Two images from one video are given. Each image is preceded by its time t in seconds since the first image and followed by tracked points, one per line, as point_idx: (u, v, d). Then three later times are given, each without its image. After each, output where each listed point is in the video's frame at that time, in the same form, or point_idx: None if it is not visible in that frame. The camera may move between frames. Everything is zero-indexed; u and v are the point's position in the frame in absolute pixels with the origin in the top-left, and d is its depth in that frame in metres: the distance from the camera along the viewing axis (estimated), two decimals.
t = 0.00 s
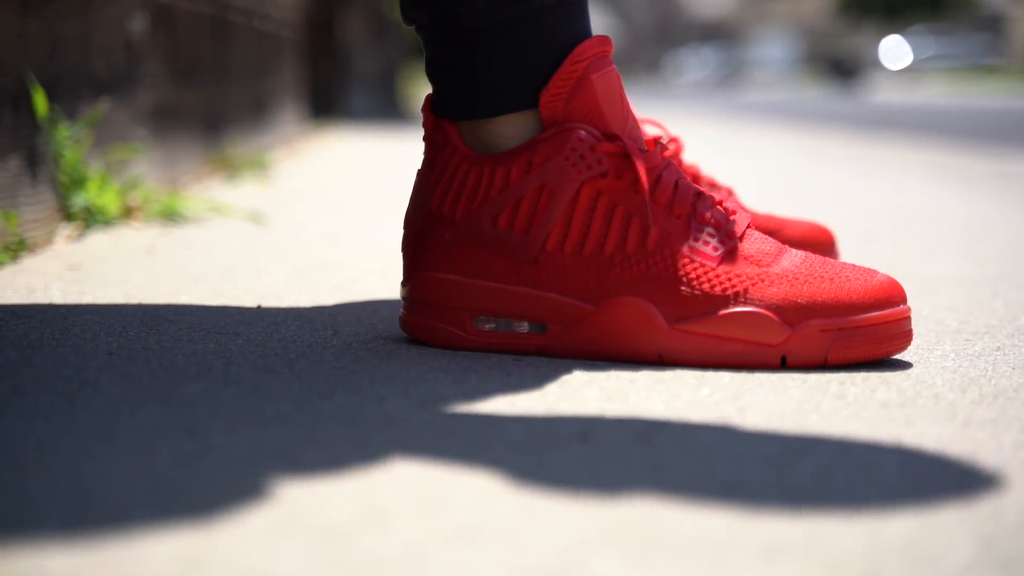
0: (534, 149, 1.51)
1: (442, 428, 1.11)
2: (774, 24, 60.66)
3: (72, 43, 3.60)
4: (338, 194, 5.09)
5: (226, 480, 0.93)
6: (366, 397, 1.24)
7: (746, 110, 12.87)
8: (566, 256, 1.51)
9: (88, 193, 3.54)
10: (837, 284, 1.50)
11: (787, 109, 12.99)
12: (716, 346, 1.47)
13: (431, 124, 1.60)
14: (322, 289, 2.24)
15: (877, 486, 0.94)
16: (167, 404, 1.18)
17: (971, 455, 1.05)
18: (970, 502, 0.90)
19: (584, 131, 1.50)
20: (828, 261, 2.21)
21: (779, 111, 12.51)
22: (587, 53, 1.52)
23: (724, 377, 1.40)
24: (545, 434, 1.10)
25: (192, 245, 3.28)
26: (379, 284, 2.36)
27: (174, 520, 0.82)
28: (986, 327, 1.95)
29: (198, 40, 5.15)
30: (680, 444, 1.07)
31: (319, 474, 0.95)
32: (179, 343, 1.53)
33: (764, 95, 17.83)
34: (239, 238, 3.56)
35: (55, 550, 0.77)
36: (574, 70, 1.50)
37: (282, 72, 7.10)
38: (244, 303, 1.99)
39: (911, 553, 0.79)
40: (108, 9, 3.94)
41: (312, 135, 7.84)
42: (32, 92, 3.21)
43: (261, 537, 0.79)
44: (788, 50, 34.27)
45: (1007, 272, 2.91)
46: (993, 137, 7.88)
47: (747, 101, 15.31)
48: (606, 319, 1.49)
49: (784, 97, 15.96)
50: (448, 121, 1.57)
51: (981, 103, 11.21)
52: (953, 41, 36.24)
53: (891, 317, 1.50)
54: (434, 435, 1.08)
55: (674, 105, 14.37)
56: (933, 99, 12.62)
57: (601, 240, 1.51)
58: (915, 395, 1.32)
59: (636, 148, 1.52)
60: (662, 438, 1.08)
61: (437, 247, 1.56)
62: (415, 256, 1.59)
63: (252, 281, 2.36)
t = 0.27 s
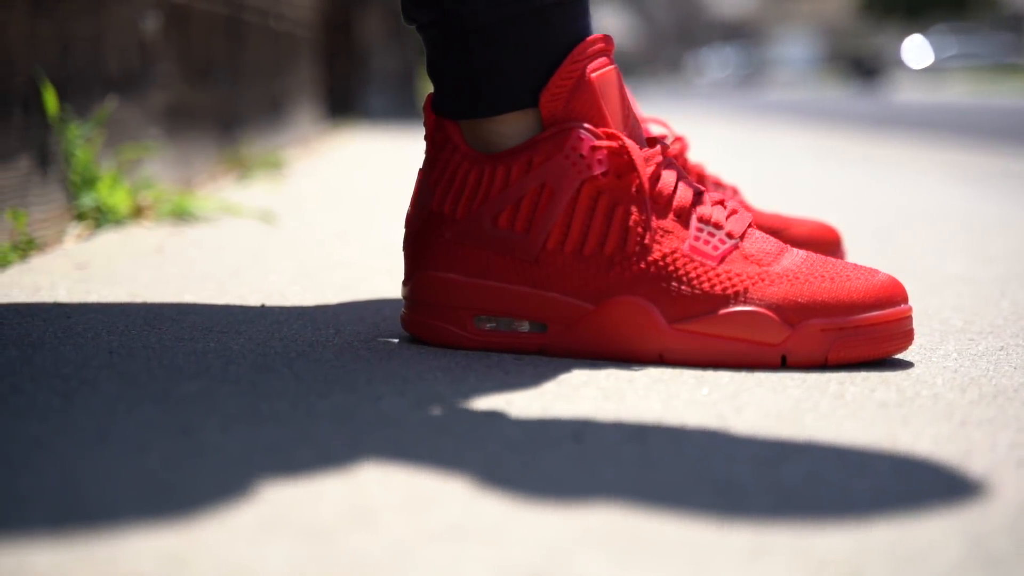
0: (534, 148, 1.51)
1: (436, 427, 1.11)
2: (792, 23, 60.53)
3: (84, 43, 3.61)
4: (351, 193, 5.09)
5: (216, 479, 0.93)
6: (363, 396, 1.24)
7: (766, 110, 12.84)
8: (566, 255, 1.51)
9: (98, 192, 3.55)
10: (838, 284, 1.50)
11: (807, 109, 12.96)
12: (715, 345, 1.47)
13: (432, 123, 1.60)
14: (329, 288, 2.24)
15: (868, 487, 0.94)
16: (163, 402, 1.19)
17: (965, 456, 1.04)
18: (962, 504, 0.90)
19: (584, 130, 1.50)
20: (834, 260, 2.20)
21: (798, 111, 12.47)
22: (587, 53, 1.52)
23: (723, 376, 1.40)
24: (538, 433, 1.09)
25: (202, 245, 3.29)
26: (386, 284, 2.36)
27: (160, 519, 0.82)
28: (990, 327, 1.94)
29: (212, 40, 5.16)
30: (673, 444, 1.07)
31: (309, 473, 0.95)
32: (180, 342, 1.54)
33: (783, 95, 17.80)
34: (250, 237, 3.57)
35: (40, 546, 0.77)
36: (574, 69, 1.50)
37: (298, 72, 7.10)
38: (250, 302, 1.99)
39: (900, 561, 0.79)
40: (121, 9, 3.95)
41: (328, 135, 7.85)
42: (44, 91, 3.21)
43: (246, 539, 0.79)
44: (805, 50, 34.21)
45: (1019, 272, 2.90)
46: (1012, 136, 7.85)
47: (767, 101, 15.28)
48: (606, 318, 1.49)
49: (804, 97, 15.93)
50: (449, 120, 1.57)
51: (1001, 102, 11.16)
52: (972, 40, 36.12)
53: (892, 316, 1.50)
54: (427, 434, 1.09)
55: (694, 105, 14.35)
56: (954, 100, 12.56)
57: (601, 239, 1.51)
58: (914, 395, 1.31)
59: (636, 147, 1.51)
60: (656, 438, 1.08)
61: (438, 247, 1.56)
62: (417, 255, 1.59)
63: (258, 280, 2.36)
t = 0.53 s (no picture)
0: (533, 147, 1.51)
1: (429, 426, 1.11)
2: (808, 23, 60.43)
3: (94, 42, 3.61)
4: (363, 192, 5.09)
5: (204, 479, 0.93)
6: (358, 395, 1.24)
7: (785, 109, 12.79)
8: (565, 255, 1.51)
9: (108, 192, 3.55)
10: (838, 283, 1.49)
11: (826, 109, 12.91)
12: (714, 345, 1.47)
13: (432, 123, 1.60)
14: (334, 288, 2.24)
15: (858, 488, 0.94)
16: (158, 401, 1.19)
17: (958, 455, 1.04)
18: (952, 503, 0.89)
19: (583, 130, 1.50)
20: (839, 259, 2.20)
21: (816, 111, 12.43)
22: (586, 52, 1.52)
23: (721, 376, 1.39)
24: (531, 433, 1.09)
25: (210, 244, 3.29)
26: (391, 283, 2.36)
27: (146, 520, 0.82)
28: (994, 327, 1.93)
29: (225, 40, 5.16)
30: (665, 444, 1.07)
31: (300, 474, 0.95)
32: (179, 342, 1.54)
33: (801, 94, 17.74)
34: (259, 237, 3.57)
35: (25, 544, 0.77)
36: (573, 69, 1.50)
37: (312, 72, 7.10)
38: (253, 301, 1.99)
39: (883, 566, 0.79)
40: (132, 8, 3.95)
41: (342, 134, 7.86)
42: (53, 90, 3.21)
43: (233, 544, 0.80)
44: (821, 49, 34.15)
45: None
46: None
47: (785, 101, 15.23)
48: (605, 318, 1.49)
49: (822, 96, 15.87)
50: (449, 119, 1.57)
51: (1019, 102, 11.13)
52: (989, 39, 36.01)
53: (892, 316, 1.49)
54: (419, 433, 1.09)
55: (712, 105, 14.31)
56: (974, 99, 12.52)
57: (600, 239, 1.50)
58: (911, 396, 1.31)
59: (635, 146, 1.51)
60: (648, 438, 1.08)
61: (438, 246, 1.56)
62: (417, 255, 1.59)
63: (264, 280, 2.36)
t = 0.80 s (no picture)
0: (531, 147, 1.51)
1: (420, 425, 1.11)
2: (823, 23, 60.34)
3: (103, 41, 3.61)
4: (374, 192, 5.10)
5: (191, 477, 0.93)
6: (352, 394, 1.24)
7: (801, 109, 12.76)
8: (563, 254, 1.51)
9: (116, 191, 3.56)
10: (836, 283, 1.49)
11: (841, 109, 12.88)
12: (711, 344, 1.47)
13: (431, 122, 1.60)
14: (338, 287, 2.24)
15: (846, 486, 0.94)
16: (152, 400, 1.19)
17: (949, 454, 1.03)
18: (939, 501, 0.89)
19: (581, 129, 1.50)
20: (842, 259, 2.20)
21: (832, 111, 12.39)
22: (584, 52, 1.52)
23: (717, 376, 1.39)
24: (522, 432, 1.09)
25: (218, 243, 3.30)
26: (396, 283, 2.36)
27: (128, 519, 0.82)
28: (995, 327, 1.92)
29: (237, 40, 5.16)
30: (655, 443, 1.07)
31: (288, 473, 0.95)
32: (177, 340, 1.54)
33: (816, 94, 17.70)
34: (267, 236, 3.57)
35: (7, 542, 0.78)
36: (570, 69, 1.50)
37: (326, 71, 7.11)
38: (256, 300, 2.00)
39: (867, 565, 0.78)
40: (141, 8, 3.95)
41: (355, 134, 7.86)
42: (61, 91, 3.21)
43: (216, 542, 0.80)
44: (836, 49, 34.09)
45: None
46: None
47: (801, 101, 15.19)
48: (603, 317, 1.49)
49: (838, 96, 15.83)
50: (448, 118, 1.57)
51: None
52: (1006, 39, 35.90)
53: (890, 316, 1.49)
54: (410, 432, 1.09)
55: (727, 105, 14.28)
56: (992, 100, 12.48)
57: (598, 238, 1.50)
58: (907, 395, 1.30)
59: (634, 146, 1.51)
60: (639, 438, 1.08)
61: (437, 245, 1.56)
62: (415, 253, 1.59)
63: (268, 279, 2.36)
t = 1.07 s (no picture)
0: (528, 146, 1.50)
1: (411, 425, 1.11)
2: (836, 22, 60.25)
3: (111, 41, 3.61)
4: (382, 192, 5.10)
5: (175, 477, 0.93)
6: (345, 394, 1.24)
7: (816, 109, 12.72)
8: (559, 253, 1.50)
9: (121, 191, 3.56)
10: (833, 283, 1.48)
11: (856, 108, 12.85)
12: (707, 344, 1.46)
13: (428, 120, 1.59)
14: (340, 286, 2.24)
15: (834, 486, 0.94)
16: (144, 399, 1.19)
17: (939, 454, 1.03)
18: (925, 501, 0.89)
19: (578, 127, 1.49)
20: (843, 258, 2.19)
21: (847, 111, 12.36)
22: (581, 51, 1.51)
23: (712, 376, 1.39)
24: (513, 433, 1.09)
25: (223, 242, 3.30)
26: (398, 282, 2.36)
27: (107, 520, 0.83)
28: (996, 327, 1.92)
29: (247, 40, 5.16)
30: (645, 445, 1.06)
31: (273, 473, 0.95)
32: (174, 339, 1.54)
33: (830, 93, 17.66)
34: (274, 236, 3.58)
35: None
36: (567, 68, 1.49)
37: (338, 71, 7.11)
38: (256, 299, 1.99)
39: (847, 566, 0.78)
40: (149, 7, 3.95)
41: (365, 133, 7.86)
42: (67, 90, 3.21)
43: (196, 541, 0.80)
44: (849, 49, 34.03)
45: None
46: None
47: (816, 101, 15.15)
48: (599, 317, 1.48)
49: (853, 96, 15.79)
50: (445, 117, 1.56)
51: None
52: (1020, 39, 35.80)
53: (887, 316, 1.48)
54: (402, 432, 1.08)
55: (742, 105, 14.26)
56: (1007, 100, 12.44)
57: (594, 237, 1.50)
58: (902, 395, 1.30)
59: (631, 145, 1.50)
60: (628, 440, 1.08)
61: (433, 244, 1.56)
62: (412, 253, 1.59)
63: (270, 278, 2.36)
